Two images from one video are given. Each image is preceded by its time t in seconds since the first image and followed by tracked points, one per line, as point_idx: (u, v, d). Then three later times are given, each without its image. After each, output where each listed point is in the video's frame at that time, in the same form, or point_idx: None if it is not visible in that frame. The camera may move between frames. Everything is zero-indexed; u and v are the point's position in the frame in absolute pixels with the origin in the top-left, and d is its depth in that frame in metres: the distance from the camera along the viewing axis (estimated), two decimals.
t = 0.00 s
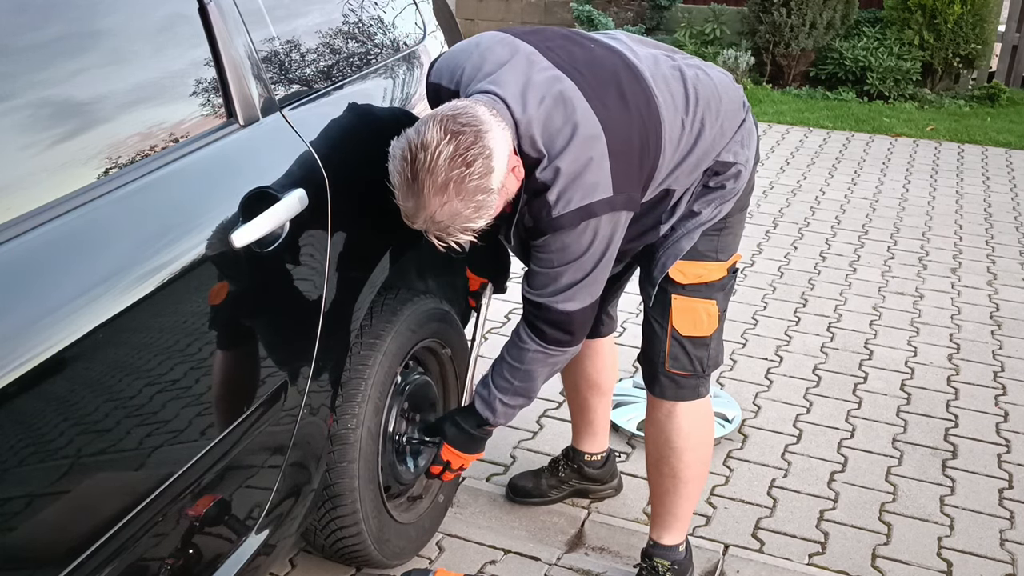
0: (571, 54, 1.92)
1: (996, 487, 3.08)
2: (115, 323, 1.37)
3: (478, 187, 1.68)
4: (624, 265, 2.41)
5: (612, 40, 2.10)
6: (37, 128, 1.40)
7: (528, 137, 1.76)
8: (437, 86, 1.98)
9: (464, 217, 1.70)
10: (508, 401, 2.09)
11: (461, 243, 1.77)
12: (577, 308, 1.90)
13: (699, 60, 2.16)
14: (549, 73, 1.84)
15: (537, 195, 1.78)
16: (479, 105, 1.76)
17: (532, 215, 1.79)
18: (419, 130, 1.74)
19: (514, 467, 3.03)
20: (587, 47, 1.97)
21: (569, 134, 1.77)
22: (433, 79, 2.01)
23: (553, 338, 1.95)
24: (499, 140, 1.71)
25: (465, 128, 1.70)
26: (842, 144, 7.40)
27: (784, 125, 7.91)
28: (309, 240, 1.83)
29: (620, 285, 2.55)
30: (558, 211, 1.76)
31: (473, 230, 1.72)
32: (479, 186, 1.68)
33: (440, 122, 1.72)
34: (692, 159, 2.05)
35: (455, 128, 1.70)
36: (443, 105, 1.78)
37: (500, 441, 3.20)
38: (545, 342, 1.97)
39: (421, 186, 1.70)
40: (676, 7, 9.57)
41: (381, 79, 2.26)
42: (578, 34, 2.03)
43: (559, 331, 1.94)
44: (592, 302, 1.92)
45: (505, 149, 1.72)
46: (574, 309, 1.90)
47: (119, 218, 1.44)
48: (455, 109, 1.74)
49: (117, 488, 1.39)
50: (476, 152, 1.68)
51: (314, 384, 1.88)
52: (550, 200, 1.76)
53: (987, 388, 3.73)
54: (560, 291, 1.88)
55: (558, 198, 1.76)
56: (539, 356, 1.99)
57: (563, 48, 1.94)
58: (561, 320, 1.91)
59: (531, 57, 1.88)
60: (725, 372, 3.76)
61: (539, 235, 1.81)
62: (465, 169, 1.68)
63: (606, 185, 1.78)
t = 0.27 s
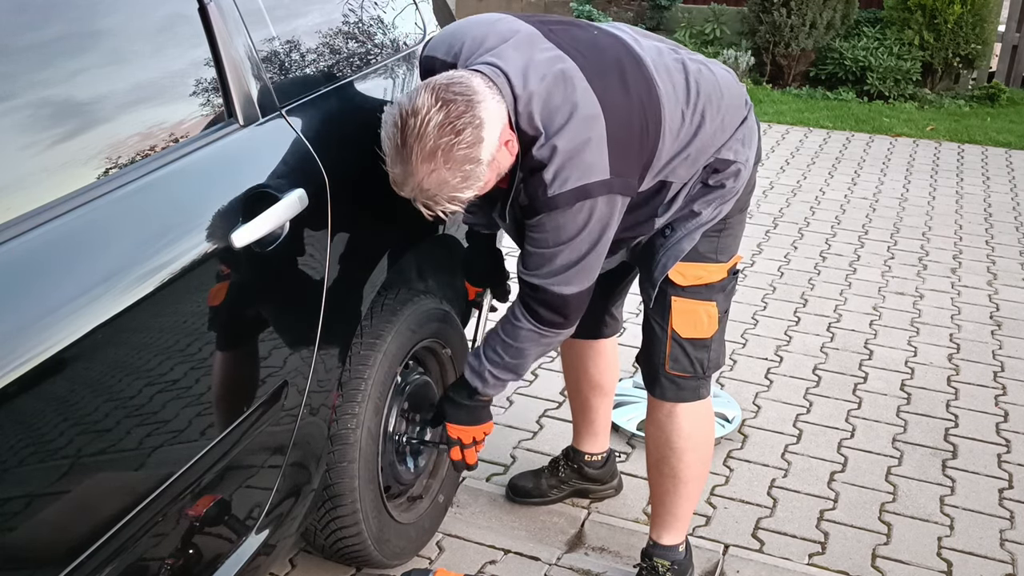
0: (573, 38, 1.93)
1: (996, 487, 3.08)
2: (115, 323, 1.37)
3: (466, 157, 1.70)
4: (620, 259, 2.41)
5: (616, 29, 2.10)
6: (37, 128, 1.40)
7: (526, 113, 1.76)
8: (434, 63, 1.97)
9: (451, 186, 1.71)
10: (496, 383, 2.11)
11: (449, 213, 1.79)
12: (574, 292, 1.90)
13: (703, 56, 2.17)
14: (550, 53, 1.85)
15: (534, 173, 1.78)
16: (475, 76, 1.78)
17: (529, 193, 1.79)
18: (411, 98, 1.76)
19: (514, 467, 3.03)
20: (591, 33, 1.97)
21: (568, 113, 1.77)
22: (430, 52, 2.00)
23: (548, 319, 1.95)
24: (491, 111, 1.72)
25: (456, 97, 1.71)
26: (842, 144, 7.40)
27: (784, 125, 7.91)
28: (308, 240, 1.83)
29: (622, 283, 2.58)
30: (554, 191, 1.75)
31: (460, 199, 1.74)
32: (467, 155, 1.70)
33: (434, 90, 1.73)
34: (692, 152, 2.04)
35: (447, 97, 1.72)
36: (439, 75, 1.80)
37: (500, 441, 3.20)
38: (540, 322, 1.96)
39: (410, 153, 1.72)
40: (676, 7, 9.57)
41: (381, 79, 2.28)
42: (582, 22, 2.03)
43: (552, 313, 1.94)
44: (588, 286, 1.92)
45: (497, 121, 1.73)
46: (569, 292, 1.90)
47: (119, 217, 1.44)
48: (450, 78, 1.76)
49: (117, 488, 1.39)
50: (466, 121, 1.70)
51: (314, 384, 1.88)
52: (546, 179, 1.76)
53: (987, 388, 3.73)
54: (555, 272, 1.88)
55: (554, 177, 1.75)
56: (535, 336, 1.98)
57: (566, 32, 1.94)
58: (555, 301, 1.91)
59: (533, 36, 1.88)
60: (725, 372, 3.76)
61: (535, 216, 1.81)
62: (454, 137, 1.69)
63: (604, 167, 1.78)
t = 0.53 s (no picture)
0: (575, 5, 1.94)
1: (996, 487, 3.08)
2: (115, 323, 1.37)
3: (449, 89, 1.67)
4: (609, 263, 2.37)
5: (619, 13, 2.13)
6: (37, 128, 1.40)
7: (524, 60, 1.75)
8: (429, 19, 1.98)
9: (433, 119, 1.68)
10: (442, 337, 1.97)
11: (434, 150, 1.75)
12: (558, 251, 1.84)
13: (703, 51, 2.18)
14: (551, 10, 1.85)
15: (528, 119, 1.75)
16: (464, 17, 1.77)
17: (521, 138, 1.76)
18: (396, 33, 1.74)
19: (514, 467, 3.03)
20: (593, 5, 1.99)
21: (566, 62, 1.76)
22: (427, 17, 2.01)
23: (525, 281, 1.87)
24: (475, 47, 1.71)
25: (440, 30, 1.70)
26: (842, 144, 7.40)
27: (784, 125, 7.91)
28: (308, 240, 1.83)
29: (619, 284, 2.55)
30: (548, 136, 1.72)
31: (443, 134, 1.70)
32: (449, 87, 1.67)
33: (419, 25, 1.72)
34: (687, 136, 2.02)
35: (431, 30, 1.70)
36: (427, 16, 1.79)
37: (500, 441, 3.20)
38: (516, 282, 1.88)
39: (392, 86, 1.69)
40: (676, 7, 9.58)
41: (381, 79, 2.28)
42: None
43: (531, 272, 1.86)
44: (574, 248, 1.86)
45: (481, 57, 1.71)
46: (553, 252, 1.83)
47: (118, 216, 1.44)
48: (437, 17, 1.75)
49: (117, 488, 1.39)
50: (449, 53, 1.68)
51: (315, 384, 1.89)
52: (540, 124, 1.73)
53: (987, 388, 3.73)
54: (540, 227, 1.82)
55: (549, 123, 1.72)
56: (508, 296, 1.90)
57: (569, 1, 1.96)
58: (536, 260, 1.84)
59: None
60: (725, 372, 3.76)
61: (525, 164, 1.77)
62: (436, 68, 1.67)
63: (599, 118, 1.76)
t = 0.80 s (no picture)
0: None
1: (996, 487, 3.08)
2: (115, 323, 1.37)
3: (430, 79, 1.69)
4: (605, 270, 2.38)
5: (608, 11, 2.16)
6: (36, 128, 1.40)
7: (507, 47, 1.78)
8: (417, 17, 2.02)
9: (417, 111, 1.70)
10: (423, 335, 2.02)
11: (421, 141, 1.78)
12: (530, 233, 1.83)
13: (694, 49, 2.20)
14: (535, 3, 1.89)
15: (509, 102, 1.78)
16: (440, 10, 1.79)
17: (503, 119, 1.79)
18: (375, 28, 1.76)
19: (514, 468, 3.03)
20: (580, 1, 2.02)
21: (548, 46, 1.79)
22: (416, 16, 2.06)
23: (499, 263, 1.88)
24: (454, 37, 1.73)
25: (418, 23, 1.72)
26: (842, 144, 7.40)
27: (784, 125, 7.91)
28: (309, 241, 1.83)
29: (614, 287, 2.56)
30: (527, 115, 1.75)
31: (429, 125, 1.72)
32: (430, 78, 1.69)
33: (396, 19, 1.74)
34: (675, 129, 2.03)
35: (409, 23, 1.72)
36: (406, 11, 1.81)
37: (500, 441, 3.20)
38: (488, 268, 1.90)
39: (375, 80, 1.71)
40: (676, 7, 9.58)
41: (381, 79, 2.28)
42: None
43: (504, 255, 1.86)
44: (549, 234, 1.85)
45: (461, 47, 1.73)
46: (525, 233, 1.83)
47: (118, 216, 1.44)
48: (414, 11, 1.76)
49: (117, 488, 1.39)
50: (427, 44, 1.69)
51: (315, 384, 1.89)
52: (521, 105, 1.76)
53: (987, 388, 3.73)
54: (515, 209, 1.83)
55: (529, 103, 1.75)
56: (479, 282, 1.92)
57: None
58: (508, 241, 1.84)
59: None
60: (725, 372, 3.76)
61: (507, 146, 1.79)
62: (416, 60, 1.68)
63: (579, 100, 1.78)
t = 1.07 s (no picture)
0: (545, 11, 2.01)
1: (996, 487, 3.08)
2: (115, 323, 1.37)
3: (421, 107, 1.71)
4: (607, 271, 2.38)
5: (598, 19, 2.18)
6: (36, 128, 1.40)
7: (491, 59, 1.79)
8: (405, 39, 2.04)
9: (411, 139, 1.73)
10: (425, 338, 2.03)
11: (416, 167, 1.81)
12: (530, 234, 1.83)
13: (687, 50, 2.20)
14: (517, 15, 1.92)
15: (498, 109, 1.79)
16: (428, 37, 1.81)
17: (495, 127, 1.79)
18: (366, 60, 1.79)
19: (514, 467, 3.03)
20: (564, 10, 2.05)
21: (531, 51, 1.81)
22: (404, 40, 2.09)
23: (501, 266, 1.88)
24: (443, 64, 1.75)
25: (406, 52, 1.74)
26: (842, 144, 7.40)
27: (784, 125, 7.92)
28: (309, 241, 1.83)
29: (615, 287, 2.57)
30: (518, 119, 1.76)
31: (423, 152, 1.75)
32: (421, 106, 1.71)
33: (385, 50, 1.76)
34: (669, 130, 2.03)
35: (398, 53, 1.74)
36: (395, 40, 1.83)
37: (500, 441, 3.20)
38: (492, 270, 1.90)
39: (367, 110, 1.74)
40: (676, 7, 9.59)
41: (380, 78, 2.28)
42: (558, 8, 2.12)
43: (505, 257, 1.86)
44: (549, 235, 1.85)
45: (450, 73, 1.75)
46: (525, 234, 1.83)
47: (118, 217, 1.44)
48: (402, 40, 1.79)
49: (117, 488, 1.39)
50: (417, 73, 1.72)
51: (314, 384, 1.89)
52: (511, 109, 1.76)
53: (987, 388, 3.73)
54: (513, 212, 1.82)
55: (519, 107, 1.76)
56: (483, 284, 1.93)
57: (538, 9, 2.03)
58: (509, 243, 1.84)
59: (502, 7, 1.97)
60: (725, 372, 3.76)
61: (501, 151, 1.79)
62: (406, 89, 1.71)
63: (569, 99, 1.78)
